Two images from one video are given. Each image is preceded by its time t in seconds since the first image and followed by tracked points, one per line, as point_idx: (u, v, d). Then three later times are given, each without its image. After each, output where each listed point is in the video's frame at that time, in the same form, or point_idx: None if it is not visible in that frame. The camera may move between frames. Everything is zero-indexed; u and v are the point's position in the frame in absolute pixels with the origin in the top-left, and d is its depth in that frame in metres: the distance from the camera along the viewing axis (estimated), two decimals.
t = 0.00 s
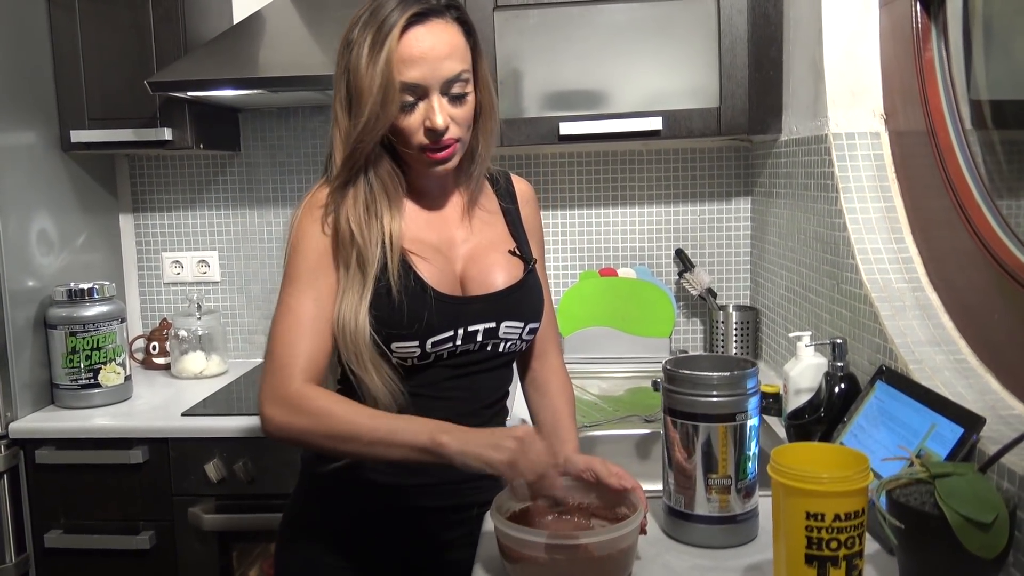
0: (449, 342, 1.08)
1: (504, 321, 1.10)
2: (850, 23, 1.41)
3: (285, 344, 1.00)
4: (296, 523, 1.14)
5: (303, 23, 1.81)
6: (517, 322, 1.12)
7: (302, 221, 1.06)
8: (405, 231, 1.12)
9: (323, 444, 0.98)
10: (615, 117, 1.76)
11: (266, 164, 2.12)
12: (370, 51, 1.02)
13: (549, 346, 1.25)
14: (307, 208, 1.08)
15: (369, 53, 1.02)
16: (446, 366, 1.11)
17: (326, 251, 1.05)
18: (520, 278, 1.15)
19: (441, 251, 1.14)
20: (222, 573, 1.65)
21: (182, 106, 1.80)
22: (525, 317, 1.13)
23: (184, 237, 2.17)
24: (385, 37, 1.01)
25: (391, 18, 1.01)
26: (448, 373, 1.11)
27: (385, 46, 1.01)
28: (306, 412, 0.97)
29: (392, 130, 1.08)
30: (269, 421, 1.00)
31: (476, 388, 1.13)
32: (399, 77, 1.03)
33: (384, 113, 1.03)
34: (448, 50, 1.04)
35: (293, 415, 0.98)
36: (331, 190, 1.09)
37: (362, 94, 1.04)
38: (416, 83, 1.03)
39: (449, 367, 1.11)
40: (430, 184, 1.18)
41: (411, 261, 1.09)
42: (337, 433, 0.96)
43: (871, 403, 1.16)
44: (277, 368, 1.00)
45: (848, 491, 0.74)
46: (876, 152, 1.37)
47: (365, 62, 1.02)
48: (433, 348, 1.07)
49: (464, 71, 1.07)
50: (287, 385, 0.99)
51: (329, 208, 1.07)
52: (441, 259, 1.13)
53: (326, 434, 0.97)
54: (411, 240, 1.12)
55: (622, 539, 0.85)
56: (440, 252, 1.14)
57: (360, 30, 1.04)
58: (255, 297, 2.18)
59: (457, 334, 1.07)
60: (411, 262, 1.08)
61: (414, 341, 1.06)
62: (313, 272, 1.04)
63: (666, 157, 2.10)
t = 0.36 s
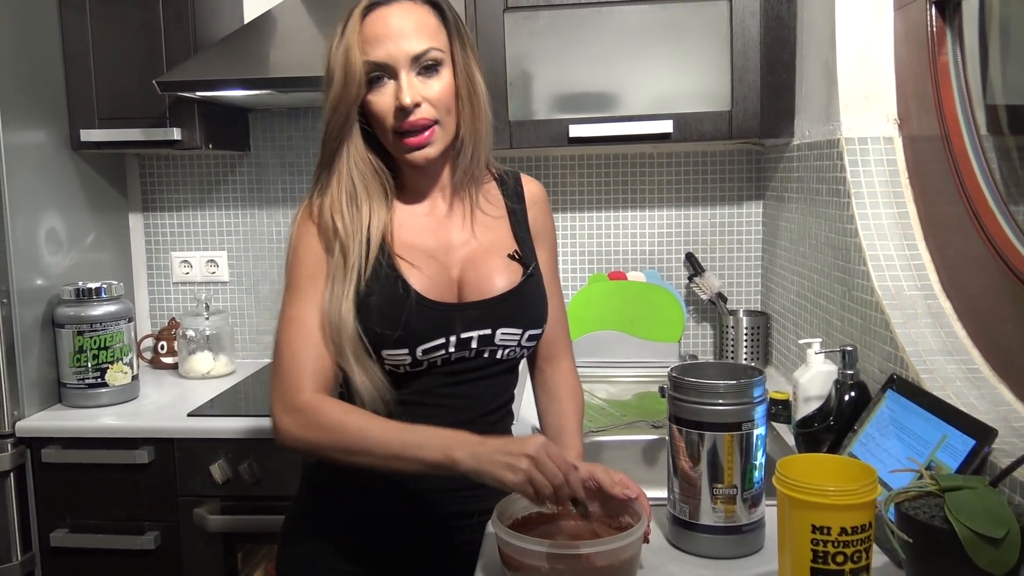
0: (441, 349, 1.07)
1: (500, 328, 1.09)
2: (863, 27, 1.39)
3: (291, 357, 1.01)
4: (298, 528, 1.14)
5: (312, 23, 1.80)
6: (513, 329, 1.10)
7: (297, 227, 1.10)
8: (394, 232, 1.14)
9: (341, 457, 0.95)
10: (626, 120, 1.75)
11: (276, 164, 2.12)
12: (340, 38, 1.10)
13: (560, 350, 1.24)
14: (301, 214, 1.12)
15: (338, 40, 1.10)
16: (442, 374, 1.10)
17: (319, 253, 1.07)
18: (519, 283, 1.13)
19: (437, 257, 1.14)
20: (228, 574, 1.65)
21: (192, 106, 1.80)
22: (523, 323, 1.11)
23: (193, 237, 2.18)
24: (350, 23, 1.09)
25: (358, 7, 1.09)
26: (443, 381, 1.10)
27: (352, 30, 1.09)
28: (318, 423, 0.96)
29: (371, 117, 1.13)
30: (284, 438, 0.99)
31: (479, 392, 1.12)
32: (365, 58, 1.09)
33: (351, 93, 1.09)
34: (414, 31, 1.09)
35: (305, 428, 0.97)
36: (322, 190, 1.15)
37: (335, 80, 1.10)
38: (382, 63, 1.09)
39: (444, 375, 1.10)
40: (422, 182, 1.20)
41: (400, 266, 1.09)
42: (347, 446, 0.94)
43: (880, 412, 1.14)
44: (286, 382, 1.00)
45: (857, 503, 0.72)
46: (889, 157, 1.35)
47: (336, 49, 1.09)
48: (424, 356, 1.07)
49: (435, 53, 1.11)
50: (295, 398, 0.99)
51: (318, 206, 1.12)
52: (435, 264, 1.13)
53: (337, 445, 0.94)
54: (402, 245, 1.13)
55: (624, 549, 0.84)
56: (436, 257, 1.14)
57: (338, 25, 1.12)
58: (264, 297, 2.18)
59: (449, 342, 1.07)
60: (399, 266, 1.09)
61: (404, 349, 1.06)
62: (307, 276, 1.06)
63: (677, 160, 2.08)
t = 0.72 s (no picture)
0: (443, 349, 1.06)
1: (502, 327, 1.08)
2: (876, 27, 1.38)
3: (282, 353, 1.03)
4: (303, 528, 1.14)
5: (322, 22, 1.80)
6: (516, 328, 1.09)
7: (298, 225, 1.10)
8: (394, 230, 1.14)
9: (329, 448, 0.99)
10: (635, 120, 1.74)
11: (285, 164, 2.12)
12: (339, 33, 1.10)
13: (564, 350, 1.24)
14: (303, 211, 1.12)
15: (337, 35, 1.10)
16: (445, 374, 1.09)
17: (320, 251, 1.08)
18: (521, 282, 1.12)
19: (437, 255, 1.13)
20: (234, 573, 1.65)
21: (201, 105, 1.81)
22: (525, 322, 1.10)
23: (202, 236, 2.18)
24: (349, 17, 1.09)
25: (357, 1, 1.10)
26: (447, 381, 1.09)
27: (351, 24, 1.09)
28: (308, 417, 0.99)
29: (371, 111, 1.13)
30: (275, 432, 1.02)
31: (486, 394, 1.12)
32: (364, 52, 1.09)
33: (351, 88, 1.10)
34: (411, 23, 1.09)
35: (295, 422, 1.00)
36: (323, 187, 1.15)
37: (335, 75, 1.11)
38: (382, 55, 1.08)
39: (448, 375, 1.09)
40: (424, 179, 1.20)
41: (401, 264, 1.09)
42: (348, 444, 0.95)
43: (890, 417, 1.14)
44: (276, 379, 1.02)
45: (869, 509, 0.71)
46: (902, 158, 1.34)
47: (336, 44, 1.10)
48: (426, 356, 1.06)
49: (434, 44, 1.11)
50: (284, 394, 1.01)
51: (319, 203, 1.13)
52: (437, 262, 1.12)
53: (326, 437, 0.98)
54: (403, 244, 1.13)
55: (630, 553, 0.83)
56: (437, 256, 1.13)
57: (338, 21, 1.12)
58: (273, 296, 2.18)
59: (451, 341, 1.06)
60: (401, 265, 1.09)
61: (406, 349, 1.06)
62: (308, 275, 1.06)
63: (687, 161, 2.07)
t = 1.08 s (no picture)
0: (460, 353, 1.06)
1: (518, 331, 1.08)
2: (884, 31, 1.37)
3: (303, 368, 1.01)
4: (306, 531, 1.13)
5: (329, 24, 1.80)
6: (531, 331, 1.09)
7: (307, 242, 1.07)
8: (411, 234, 1.13)
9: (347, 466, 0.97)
10: (642, 124, 1.73)
11: (291, 165, 2.13)
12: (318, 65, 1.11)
13: (573, 354, 1.23)
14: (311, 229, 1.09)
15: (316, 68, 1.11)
16: (459, 377, 1.09)
17: (332, 269, 1.05)
18: (535, 285, 1.12)
19: (453, 259, 1.13)
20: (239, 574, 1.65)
21: (208, 107, 1.81)
22: (539, 326, 1.10)
23: (209, 237, 2.18)
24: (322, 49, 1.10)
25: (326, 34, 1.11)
26: (457, 385, 1.09)
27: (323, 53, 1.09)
28: (329, 434, 0.97)
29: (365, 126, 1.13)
30: (295, 447, 1.00)
31: (491, 397, 1.11)
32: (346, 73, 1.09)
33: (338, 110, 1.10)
34: (383, 32, 1.09)
35: (317, 439, 0.98)
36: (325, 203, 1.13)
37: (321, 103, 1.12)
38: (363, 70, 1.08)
39: (461, 379, 1.09)
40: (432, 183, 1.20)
41: (420, 270, 1.08)
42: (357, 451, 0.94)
43: (899, 423, 1.12)
44: (297, 394, 1.00)
45: (874, 517, 0.71)
46: (911, 163, 1.33)
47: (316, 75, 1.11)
48: (443, 359, 1.06)
49: (411, 45, 1.11)
50: (306, 410, 0.99)
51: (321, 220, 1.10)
52: (452, 267, 1.12)
53: (342, 454, 0.96)
54: (419, 248, 1.12)
55: (636, 559, 0.83)
56: (452, 260, 1.13)
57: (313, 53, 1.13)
58: (279, 297, 2.19)
59: (468, 345, 1.06)
60: (419, 270, 1.08)
61: (424, 352, 1.05)
62: (323, 289, 1.04)
63: (694, 165, 2.06)
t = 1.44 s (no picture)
0: (453, 348, 1.06)
1: (511, 326, 1.08)
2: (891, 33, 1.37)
3: (301, 358, 1.00)
4: (309, 532, 1.13)
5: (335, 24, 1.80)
6: (525, 327, 1.09)
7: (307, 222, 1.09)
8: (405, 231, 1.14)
9: (352, 460, 0.95)
10: (648, 125, 1.73)
11: (296, 165, 2.13)
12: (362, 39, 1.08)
13: (575, 356, 1.23)
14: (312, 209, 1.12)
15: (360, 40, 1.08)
16: (452, 375, 1.09)
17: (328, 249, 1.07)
18: (529, 281, 1.12)
19: (445, 257, 1.14)
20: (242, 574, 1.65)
21: (213, 107, 1.81)
22: (534, 322, 1.10)
23: (214, 236, 2.19)
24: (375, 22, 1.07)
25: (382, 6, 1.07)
26: (454, 383, 1.09)
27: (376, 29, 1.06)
28: (332, 425, 0.96)
29: (390, 116, 1.11)
30: (296, 439, 0.98)
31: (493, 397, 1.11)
32: (388, 58, 1.07)
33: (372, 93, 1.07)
34: (437, 31, 1.07)
35: (317, 430, 0.97)
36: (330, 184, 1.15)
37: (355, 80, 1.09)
38: (411, 62, 1.06)
39: (454, 375, 1.09)
40: (436, 184, 1.19)
41: (412, 266, 1.09)
42: (361, 447, 0.93)
43: (905, 425, 1.12)
44: (296, 384, 0.99)
45: (877, 522, 0.70)
46: (917, 165, 1.32)
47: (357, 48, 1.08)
48: (436, 355, 1.06)
49: (461, 54, 1.09)
50: (307, 400, 0.98)
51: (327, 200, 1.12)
52: (443, 263, 1.12)
53: (351, 450, 0.94)
54: (412, 244, 1.13)
55: (639, 561, 0.82)
56: (444, 258, 1.13)
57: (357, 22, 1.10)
58: (284, 297, 2.19)
59: (461, 340, 1.06)
60: (411, 266, 1.09)
61: (416, 348, 1.05)
62: (314, 271, 1.05)
63: (699, 166, 2.06)
